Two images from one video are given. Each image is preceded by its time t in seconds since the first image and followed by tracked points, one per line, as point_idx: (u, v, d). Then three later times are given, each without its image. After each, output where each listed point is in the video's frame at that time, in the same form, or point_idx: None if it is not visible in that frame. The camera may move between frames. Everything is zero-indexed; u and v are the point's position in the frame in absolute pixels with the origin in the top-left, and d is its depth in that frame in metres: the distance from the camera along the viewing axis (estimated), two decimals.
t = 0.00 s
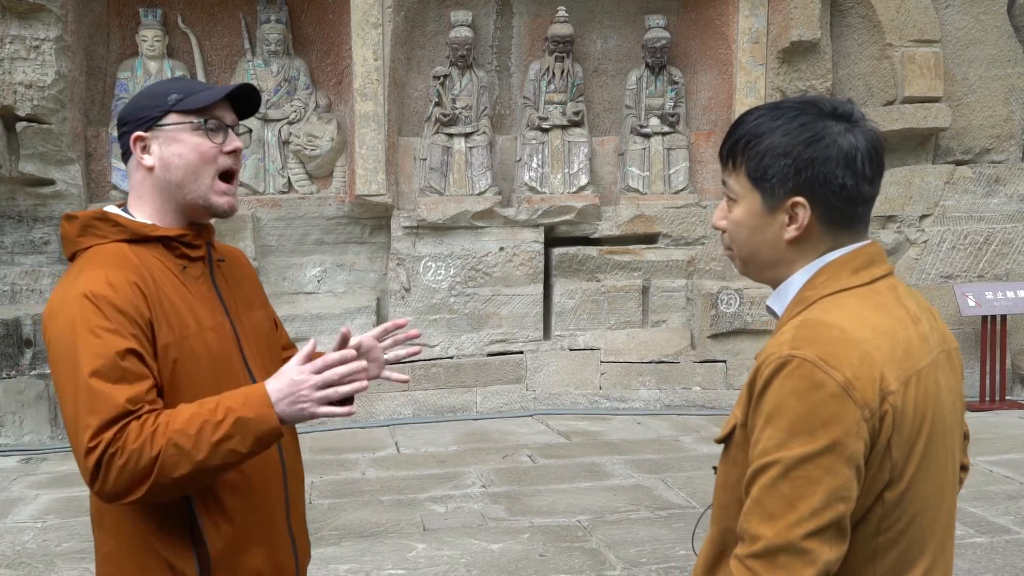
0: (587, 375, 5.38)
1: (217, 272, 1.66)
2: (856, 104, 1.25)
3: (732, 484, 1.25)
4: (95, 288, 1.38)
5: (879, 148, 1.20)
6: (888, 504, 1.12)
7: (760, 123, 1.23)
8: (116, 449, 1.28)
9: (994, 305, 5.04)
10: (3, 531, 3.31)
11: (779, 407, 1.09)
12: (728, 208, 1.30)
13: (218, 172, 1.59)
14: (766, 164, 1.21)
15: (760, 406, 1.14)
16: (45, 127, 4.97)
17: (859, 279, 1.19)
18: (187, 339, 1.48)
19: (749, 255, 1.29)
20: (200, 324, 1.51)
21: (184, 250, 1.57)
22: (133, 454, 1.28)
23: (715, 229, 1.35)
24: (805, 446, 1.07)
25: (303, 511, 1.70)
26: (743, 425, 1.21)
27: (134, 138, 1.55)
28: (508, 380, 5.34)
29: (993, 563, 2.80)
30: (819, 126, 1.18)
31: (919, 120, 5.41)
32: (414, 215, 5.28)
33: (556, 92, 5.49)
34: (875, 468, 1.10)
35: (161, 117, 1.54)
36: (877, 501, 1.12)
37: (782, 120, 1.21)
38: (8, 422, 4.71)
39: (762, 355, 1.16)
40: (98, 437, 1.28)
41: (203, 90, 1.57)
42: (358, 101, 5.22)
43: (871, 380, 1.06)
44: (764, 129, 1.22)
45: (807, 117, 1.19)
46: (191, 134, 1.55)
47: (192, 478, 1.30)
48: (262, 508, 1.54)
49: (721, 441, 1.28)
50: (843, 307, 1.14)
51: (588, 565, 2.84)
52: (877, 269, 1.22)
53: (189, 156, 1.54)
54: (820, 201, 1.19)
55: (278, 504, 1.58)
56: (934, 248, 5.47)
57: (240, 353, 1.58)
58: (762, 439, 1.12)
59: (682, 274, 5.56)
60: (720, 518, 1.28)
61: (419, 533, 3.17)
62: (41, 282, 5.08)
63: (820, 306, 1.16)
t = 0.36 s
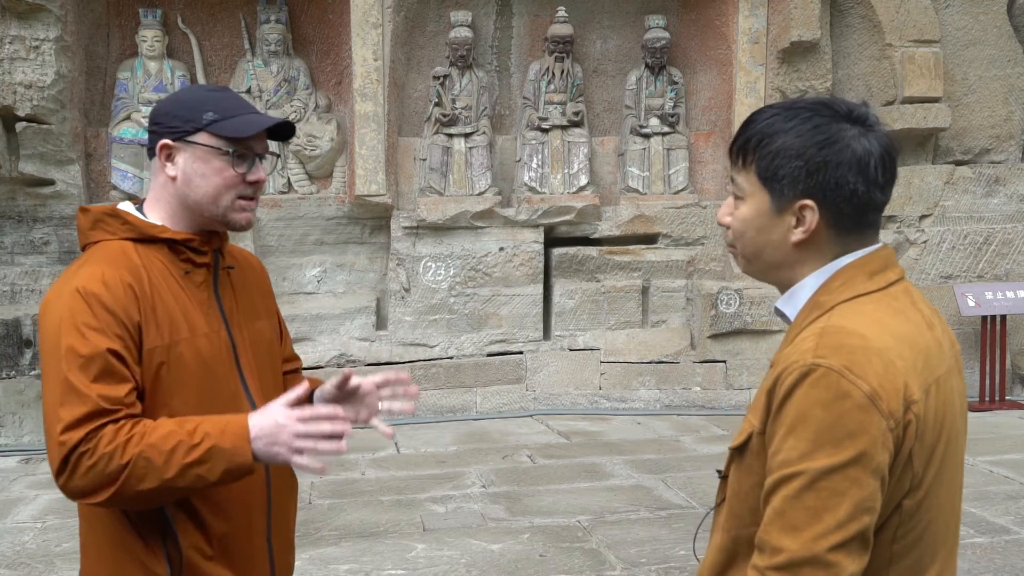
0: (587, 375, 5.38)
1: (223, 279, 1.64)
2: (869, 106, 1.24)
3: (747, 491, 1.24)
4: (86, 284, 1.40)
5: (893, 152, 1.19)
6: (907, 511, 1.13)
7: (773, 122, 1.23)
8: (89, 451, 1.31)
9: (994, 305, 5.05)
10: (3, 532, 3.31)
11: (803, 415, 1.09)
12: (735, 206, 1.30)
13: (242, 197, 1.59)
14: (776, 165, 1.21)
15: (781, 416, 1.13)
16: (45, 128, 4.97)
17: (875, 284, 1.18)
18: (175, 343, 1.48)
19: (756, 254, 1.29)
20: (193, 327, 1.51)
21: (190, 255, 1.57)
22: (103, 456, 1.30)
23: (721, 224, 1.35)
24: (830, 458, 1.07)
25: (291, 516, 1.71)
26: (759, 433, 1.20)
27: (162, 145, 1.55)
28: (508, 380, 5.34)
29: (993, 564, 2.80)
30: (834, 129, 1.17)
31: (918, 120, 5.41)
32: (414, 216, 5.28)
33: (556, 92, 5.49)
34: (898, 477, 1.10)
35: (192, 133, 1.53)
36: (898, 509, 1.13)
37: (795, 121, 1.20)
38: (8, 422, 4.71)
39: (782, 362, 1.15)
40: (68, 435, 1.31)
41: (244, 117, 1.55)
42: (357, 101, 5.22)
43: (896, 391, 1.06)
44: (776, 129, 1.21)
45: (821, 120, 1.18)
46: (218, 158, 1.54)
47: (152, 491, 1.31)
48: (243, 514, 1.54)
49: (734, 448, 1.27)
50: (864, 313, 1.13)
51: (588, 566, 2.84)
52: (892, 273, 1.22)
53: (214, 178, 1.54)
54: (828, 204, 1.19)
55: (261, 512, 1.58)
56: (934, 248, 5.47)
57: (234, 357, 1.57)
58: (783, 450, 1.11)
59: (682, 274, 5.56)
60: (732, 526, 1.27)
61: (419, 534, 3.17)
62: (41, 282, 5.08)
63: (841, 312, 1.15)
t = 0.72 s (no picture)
0: (587, 376, 5.38)
1: (219, 272, 1.63)
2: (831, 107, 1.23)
3: (742, 492, 1.24)
4: (71, 281, 1.44)
5: (850, 146, 1.18)
6: (901, 514, 1.12)
7: (724, 144, 1.25)
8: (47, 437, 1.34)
9: (994, 306, 5.04)
10: (3, 531, 3.31)
11: (787, 416, 1.09)
12: (716, 234, 1.30)
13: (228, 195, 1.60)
14: (736, 181, 1.22)
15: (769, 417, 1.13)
16: (46, 127, 4.97)
17: (870, 284, 1.17)
18: (162, 340, 1.49)
19: (743, 274, 1.29)
20: (180, 324, 1.51)
21: (180, 250, 1.57)
22: (58, 442, 1.32)
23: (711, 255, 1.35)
24: (814, 459, 1.07)
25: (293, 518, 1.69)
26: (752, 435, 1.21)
27: (139, 161, 1.54)
28: (508, 380, 5.34)
29: (993, 564, 2.80)
30: (783, 136, 1.18)
31: (918, 121, 5.41)
32: (414, 216, 5.28)
33: (556, 92, 5.49)
34: (888, 480, 1.10)
35: (166, 146, 1.52)
36: (891, 512, 1.12)
37: (742, 138, 1.22)
38: (8, 422, 4.71)
39: (773, 364, 1.15)
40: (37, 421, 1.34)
41: (214, 117, 1.53)
42: (358, 101, 5.22)
43: (884, 394, 1.05)
44: (729, 148, 1.23)
45: (767, 130, 1.20)
46: (198, 167, 1.54)
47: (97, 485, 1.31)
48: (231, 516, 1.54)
49: (731, 448, 1.27)
50: (856, 315, 1.13)
51: (588, 566, 2.84)
52: (888, 273, 1.20)
53: (198, 186, 1.54)
54: (794, 209, 1.19)
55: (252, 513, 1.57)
56: (934, 248, 5.47)
57: (229, 357, 1.57)
58: (771, 450, 1.11)
59: (682, 274, 5.56)
60: (730, 525, 1.27)
61: (419, 534, 3.17)
62: (41, 281, 5.08)
63: (833, 314, 1.14)
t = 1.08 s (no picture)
0: (587, 376, 5.38)
1: (220, 277, 1.63)
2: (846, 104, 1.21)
3: (728, 490, 1.25)
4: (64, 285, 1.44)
5: (864, 150, 1.16)
6: (887, 514, 1.12)
7: (742, 129, 1.23)
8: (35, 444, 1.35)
9: (994, 306, 5.04)
10: (3, 531, 3.31)
11: (768, 415, 1.10)
12: (720, 218, 1.30)
13: (238, 207, 1.60)
14: (744, 171, 1.21)
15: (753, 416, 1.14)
16: (46, 127, 4.97)
17: (860, 285, 1.17)
18: (155, 344, 1.49)
19: (745, 261, 1.29)
20: (178, 332, 1.51)
21: (181, 256, 1.56)
22: (45, 448, 1.33)
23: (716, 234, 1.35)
24: (792, 458, 1.07)
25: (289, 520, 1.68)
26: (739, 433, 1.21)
27: (149, 171, 1.54)
28: (508, 380, 5.34)
29: (992, 565, 2.80)
30: (797, 131, 1.16)
31: (918, 122, 5.41)
32: (414, 216, 5.28)
33: (556, 93, 5.49)
34: (870, 480, 1.10)
35: (175, 156, 1.52)
36: (875, 511, 1.12)
37: (762, 126, 1.20)
38: (8, 422, 4.71)
39: (758, 362, 1.16)
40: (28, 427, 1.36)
41: (225, 129, 1.53)
42: (358, 101, 5.22)
43: (864, 393, 1.06)
44: (744, 136, 1.22)
45: (786, 122, 1.18)
46: (207, 177, 1.54)
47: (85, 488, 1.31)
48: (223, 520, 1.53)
49: (721, 446, 1.28)
50: (841, 315, 1.13)
51: (588, 566, 2.84)
52: (880, 274, 1.20)
53: (208, 197, 1.54)
54: (800, 208, 1.18)
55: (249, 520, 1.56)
56: (934, 249, 5.47)
57: (227, 359, 1.57)
58: (753, 448, 1.12)
59: (682, 275, 5.56)
60: (719, 522, 1.28)
61: (419, 534, 3.17)
62: (41, 282, 5.09)
63: (819, 313, 1.15)
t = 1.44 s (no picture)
0: (587, 376, 5.38)
1: (222, 275, 1.65)
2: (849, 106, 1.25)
3: (758, 486, 1.24)
4: (82, 287, 1.42)
5: (879, 144, 1.18)
6: (916, 514, 1.13)
7: (758, 146, 1.24)
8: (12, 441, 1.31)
9: (994, 307, 5.04)
10: (3, 531, 3.31)
11: (814, 417, 1.09)
12: (746, 236, 1.29)
13: (222, 186, 1.61)
14: (771, 184, 1.21)
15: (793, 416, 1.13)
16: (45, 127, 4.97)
17: (895, 289, 1.18)
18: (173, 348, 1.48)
19: (782, 275, 1.27)
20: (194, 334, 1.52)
21: (184, 253, 1.57)
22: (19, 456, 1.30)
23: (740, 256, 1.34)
24: (839, 460, 1.07)
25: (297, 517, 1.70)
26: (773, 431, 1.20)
27: (128, 162, 1.55)
28: (508, 380, 5.33)
29: (992, 566, 2.80)
30: (816, 136, 1.18)
31: (918, 122, 5.42)
32: (414, 216, 5.28)
33: (556, 93, 5.49)
34: (907, 482, 1.10)
35: (152, 143, 1.53)
36: (906, 511, 1.13)
37: (778, 138, 1.22)
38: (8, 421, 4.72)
39: (798, 363, 1.15)
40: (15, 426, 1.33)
41: (197, 108, 1.54)
42: (358, 101, 5.22)
43: (908, 398, 1.06)
44: (763, 151, 1.23)
45: (799, 131, 1.20)
46: (186, 160, 1.55)
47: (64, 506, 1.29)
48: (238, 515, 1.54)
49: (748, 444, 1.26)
50: (880, 319, 1.13)
51: (588, 566, 2.84)
52: (915, 279, 1.21)
53: (189, 180, 1.56)
54: (831, 207, 1.18)
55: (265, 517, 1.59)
56: (934, 250, 5.46)
57: (235, 357, 1.58)
58: (794, 449, 1.11)
59: (682, 275, 5.57)
60: (744, 516, 1.27)
61: (419, 534, 3.17)
62: (41, 281, 5.10)
63: (860, 316, 1.14)
